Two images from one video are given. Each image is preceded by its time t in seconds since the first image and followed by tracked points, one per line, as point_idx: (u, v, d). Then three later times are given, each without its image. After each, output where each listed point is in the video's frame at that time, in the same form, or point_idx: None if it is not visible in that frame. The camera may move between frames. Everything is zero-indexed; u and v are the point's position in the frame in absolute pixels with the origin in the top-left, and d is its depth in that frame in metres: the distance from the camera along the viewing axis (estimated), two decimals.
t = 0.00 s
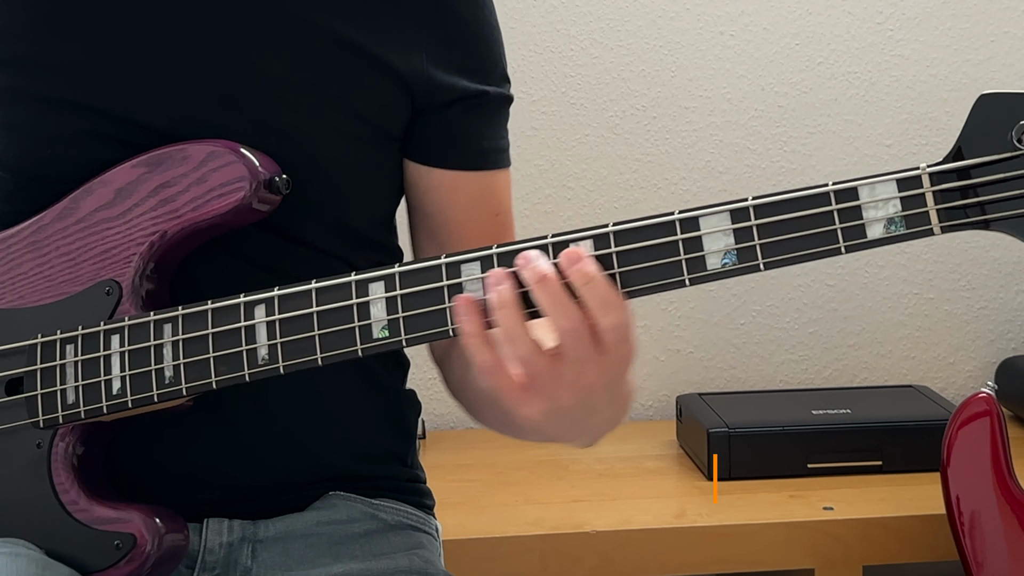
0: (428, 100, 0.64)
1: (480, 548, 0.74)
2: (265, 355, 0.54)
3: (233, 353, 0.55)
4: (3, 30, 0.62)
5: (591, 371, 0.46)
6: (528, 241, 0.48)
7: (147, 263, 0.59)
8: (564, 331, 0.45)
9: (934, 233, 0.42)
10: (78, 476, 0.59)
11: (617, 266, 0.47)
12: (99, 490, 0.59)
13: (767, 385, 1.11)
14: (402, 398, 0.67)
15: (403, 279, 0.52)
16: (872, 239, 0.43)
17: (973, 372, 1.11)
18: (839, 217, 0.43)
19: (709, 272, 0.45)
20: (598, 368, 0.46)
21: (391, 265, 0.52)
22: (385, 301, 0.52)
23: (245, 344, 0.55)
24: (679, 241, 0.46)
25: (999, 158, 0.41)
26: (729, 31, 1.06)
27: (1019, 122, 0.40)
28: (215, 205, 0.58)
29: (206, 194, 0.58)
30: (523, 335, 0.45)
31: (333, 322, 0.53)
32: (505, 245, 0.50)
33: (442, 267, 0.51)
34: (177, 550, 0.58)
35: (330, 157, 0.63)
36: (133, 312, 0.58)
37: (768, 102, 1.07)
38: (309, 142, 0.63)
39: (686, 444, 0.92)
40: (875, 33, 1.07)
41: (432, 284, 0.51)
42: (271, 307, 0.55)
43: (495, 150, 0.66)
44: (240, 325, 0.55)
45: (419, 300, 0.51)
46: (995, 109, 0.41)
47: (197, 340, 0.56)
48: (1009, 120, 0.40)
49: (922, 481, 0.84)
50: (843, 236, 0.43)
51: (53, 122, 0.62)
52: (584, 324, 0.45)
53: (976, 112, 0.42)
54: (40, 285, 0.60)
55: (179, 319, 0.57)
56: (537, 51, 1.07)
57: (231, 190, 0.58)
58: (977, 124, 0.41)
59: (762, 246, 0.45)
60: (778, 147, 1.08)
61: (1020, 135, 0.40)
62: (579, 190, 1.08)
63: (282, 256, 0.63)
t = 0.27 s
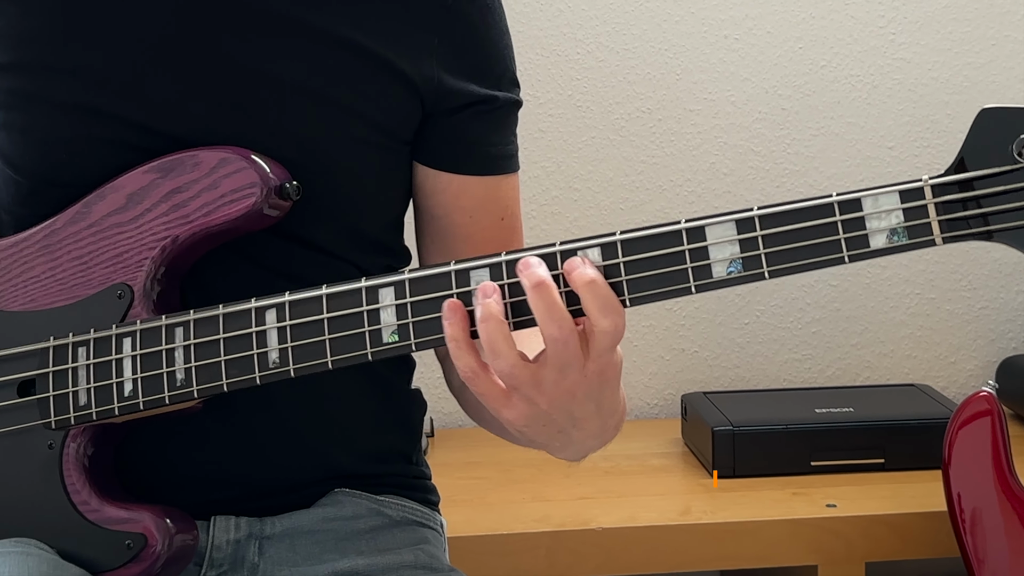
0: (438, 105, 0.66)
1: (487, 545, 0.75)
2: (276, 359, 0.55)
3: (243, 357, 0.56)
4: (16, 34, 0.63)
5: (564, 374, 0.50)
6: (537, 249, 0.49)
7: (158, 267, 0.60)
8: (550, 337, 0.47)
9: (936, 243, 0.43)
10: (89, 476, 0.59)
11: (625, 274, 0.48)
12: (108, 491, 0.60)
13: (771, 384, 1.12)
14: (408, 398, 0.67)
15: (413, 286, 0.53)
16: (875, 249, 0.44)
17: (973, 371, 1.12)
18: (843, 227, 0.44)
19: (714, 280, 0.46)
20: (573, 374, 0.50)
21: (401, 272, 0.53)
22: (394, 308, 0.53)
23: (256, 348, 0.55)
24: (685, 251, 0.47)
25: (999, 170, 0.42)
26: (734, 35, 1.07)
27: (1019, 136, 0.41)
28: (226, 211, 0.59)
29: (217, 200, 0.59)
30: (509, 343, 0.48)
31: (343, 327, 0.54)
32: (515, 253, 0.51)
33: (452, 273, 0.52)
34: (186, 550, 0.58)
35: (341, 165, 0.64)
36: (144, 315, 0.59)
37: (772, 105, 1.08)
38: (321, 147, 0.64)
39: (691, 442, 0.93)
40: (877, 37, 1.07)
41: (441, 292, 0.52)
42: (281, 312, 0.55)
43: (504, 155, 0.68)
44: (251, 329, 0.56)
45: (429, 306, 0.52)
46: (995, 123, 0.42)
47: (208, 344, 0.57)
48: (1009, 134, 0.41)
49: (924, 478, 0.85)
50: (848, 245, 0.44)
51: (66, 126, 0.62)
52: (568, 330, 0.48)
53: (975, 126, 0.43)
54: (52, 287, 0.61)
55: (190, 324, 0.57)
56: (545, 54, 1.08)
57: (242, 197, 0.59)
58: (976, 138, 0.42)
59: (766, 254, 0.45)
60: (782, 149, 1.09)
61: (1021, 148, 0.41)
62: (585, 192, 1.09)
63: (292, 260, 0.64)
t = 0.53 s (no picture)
0: (451, 106, 0.67)
1: (495, 542, 0.76)
2: (289, 360, 0.56)
3: (256, 358, 0.57)
4: (32, 38, 0.64)
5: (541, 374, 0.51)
6: (548, 252, 0.50)
7: (173, 270, 0.61)
8: (524, 337, 0.48)
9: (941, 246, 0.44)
10: (104, 476, 0.60)
11: (634, 276, 0.48)
12: (123, 491, 0.61)
13: (775, 383, 1.13)
14: (418, 396, 0.68)
15: (425, 288, 0.53)
16: (881, 252, 0.45)
17: (975, 370, 1.13)
18: (849, 230, 0.45)
19: (722, 282, 0.47)
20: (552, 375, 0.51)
21: (413, 275, 0.54)
22: (406, 311, 0.53)
23: (270, 349, 0.56)
24: (695, 253, 0.47)
25: (1004, 174, 0.42)
26: (738, 39, 1.08)
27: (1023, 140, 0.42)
28: (240, 215, 0.60)
29: (230, 203, 0.60)
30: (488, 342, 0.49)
31: (355, 329, 0.55)
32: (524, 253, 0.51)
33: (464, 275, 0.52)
34: (200, 549, 0.59)
35: (355, 168, 0.66)
36: (159, 317, 0.60)
37: (775, 107, 1.09)
38: (334, 150, 0.65)
39: (696, 440, 0.94)
40: (879, 40, 1.08)
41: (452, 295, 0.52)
42: (295, 314, 0.56)
43: (512, 158, 0.69)
44: (264, 331, 0.57)
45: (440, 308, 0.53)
46: (998, 127, 0.42)
47: (222, 345, 0.58)
48: (1014, 138, 0.42)
49: (926, 476, 0.86)
50: (854, 248, 0.45)
51: (82, 129, 0.64)
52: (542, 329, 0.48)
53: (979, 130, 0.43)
54: (68, 290, 0.62)
55: (204, 326, 0.58)
56: (552, 58, 1.08)
57: (256, 200, 0.60)
58: (980, 143, 0.43)
59: (773, 256, 0.46)
60: (786, 151, 1.09)
61: None
62: (591, 194, 1.10)
63: (308, 262, 0.66)
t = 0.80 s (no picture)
0: (457, 110, 0.68)
1: (502, 538, 0.77)
2: (300, 354, 0.57)
3: (268, 353, 0.57)
4: (48, 39, 0.65)
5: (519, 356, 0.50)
6: (557, 249, 0.51)
7: (185, 265, 0.62)
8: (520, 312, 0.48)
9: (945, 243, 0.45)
10: (116, 469, 0.61)
11: (641, 272, 0.49)
12: (135, 484, 0.61)
13: (778, 382, 1.14)
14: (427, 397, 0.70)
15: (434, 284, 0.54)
16: (886, 248, 0.45)
17: (976, 370, 1.14)
18: (853, 227, 0.46)
19: (729, 278, 0.48)
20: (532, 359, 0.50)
21: (423, 270, 0.55)
22: (416, 305, 0.55)
23: (281, 344, 0.57)
24: (701, 250, 0.48)
25: (1006, 172, 0.43)
26: (742, 42, 1.09)
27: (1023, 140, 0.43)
28: (252, 210, 0.60)
29: (243, 200, 0.61)
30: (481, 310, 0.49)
31: (365, 323, 0.56)
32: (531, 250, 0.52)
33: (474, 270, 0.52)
34: (212, 541, 0.60)
35: (364, 169, 0.67)
36: (172, 312, 0.61)
37: (779, 109, 1.10)
38: (344, 151, 0.66)
39: (700, 439, 0.95)
40: (882, 44, 1.09)
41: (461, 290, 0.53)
42: (306, 309, 0.57)
43: (509, 168, 0.70)
44: (276, 326, 0.57)
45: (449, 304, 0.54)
46: (999, 128, 0.43)
47: (234, 341, 0.58)
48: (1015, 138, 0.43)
49: (927, 474, 0.87)
50: (858, 244, 0.46)
51: (96, 128, 0.64)
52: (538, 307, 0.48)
53: (980, 130, 0.44)
54: (83, 286, 0.63)
55: (217, 321, 0.59)
56: (558, 61, 1.09)
57: (267, 198, 0.60)
58: (983, 143, 0.44)
59: (778, 253, 0.47)
60: (790, 153, 1.10)
61: None
62: (598, 195, 1.11)
63: (317, 261, 0.67)
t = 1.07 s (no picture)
0: (462, 114, 0.69)
1: (510, 535, 0.78)
2: (322, 364, 0.57)
3: (290, 361, 0.58)
4: (61, 44, 0.65)
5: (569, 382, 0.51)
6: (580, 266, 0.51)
7: (206, 273, 0.62)
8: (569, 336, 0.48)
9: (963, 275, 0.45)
10: (132, 470, 0.62)
11: (663, 294, 0.49)
12: (150, 487, 0.62)
13: (782, 381, 1.15)
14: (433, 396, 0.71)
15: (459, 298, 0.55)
16: (905, 278, 0.46)
17: (977, 368, 1.14)
18: (875, 258, 0.46)
19: (750, 303, 0.48)
20: (582, 385, 0.51)
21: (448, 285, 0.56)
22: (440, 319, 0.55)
23: (303, 353, 0.58)
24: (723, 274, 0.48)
25: None
26: (746, 45, 1.10)
27: None
28: (276, 221, 0.61)
29: (267, 210, 0.62)
30: (531, 340, 0.49)
31: (387, 335, 0.56)
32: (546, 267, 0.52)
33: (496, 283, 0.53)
34: (225, 545, 0.61)
35: (374, 172, 0.68)
36: (193, 318, 0.62)
37: (782, 112, 1.11)
38: (354, 154, 0.67)
39: (705, 437, 0.96)
40: (884, 47, 1.10)
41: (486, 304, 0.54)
42: (329, 320, 0.58)
43: (514, 172, 0.70)
44: (298, 334, 0.58)
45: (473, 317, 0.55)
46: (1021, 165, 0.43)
47: (257, 348, 0.59)
48: None
49: (929, 472, 0.87)
50: (878, 274, 0.46)
51: (109, 131, 0.65)
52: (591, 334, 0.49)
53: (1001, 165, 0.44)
54: (103, 290, 0.64)
55: (238, 329, 0.60)
56: (565, 64, 1.10)
57: (291, 209, 0.61)
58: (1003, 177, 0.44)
59: (800, 281, 0.47)
60: (793, 154, 1.11)
61: None
62: (604, 196, 1.12)
63: (328, 264, 0.68)
